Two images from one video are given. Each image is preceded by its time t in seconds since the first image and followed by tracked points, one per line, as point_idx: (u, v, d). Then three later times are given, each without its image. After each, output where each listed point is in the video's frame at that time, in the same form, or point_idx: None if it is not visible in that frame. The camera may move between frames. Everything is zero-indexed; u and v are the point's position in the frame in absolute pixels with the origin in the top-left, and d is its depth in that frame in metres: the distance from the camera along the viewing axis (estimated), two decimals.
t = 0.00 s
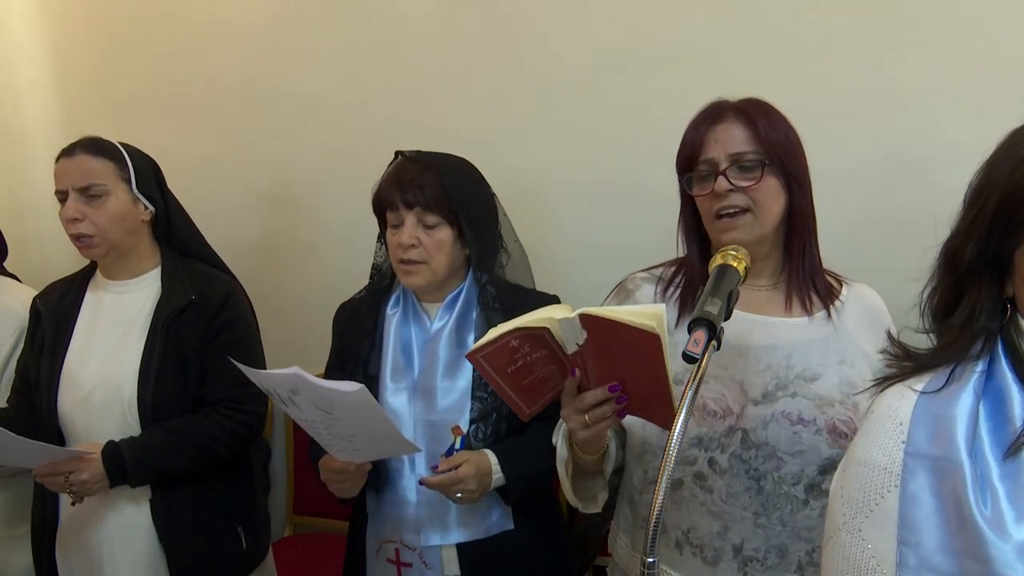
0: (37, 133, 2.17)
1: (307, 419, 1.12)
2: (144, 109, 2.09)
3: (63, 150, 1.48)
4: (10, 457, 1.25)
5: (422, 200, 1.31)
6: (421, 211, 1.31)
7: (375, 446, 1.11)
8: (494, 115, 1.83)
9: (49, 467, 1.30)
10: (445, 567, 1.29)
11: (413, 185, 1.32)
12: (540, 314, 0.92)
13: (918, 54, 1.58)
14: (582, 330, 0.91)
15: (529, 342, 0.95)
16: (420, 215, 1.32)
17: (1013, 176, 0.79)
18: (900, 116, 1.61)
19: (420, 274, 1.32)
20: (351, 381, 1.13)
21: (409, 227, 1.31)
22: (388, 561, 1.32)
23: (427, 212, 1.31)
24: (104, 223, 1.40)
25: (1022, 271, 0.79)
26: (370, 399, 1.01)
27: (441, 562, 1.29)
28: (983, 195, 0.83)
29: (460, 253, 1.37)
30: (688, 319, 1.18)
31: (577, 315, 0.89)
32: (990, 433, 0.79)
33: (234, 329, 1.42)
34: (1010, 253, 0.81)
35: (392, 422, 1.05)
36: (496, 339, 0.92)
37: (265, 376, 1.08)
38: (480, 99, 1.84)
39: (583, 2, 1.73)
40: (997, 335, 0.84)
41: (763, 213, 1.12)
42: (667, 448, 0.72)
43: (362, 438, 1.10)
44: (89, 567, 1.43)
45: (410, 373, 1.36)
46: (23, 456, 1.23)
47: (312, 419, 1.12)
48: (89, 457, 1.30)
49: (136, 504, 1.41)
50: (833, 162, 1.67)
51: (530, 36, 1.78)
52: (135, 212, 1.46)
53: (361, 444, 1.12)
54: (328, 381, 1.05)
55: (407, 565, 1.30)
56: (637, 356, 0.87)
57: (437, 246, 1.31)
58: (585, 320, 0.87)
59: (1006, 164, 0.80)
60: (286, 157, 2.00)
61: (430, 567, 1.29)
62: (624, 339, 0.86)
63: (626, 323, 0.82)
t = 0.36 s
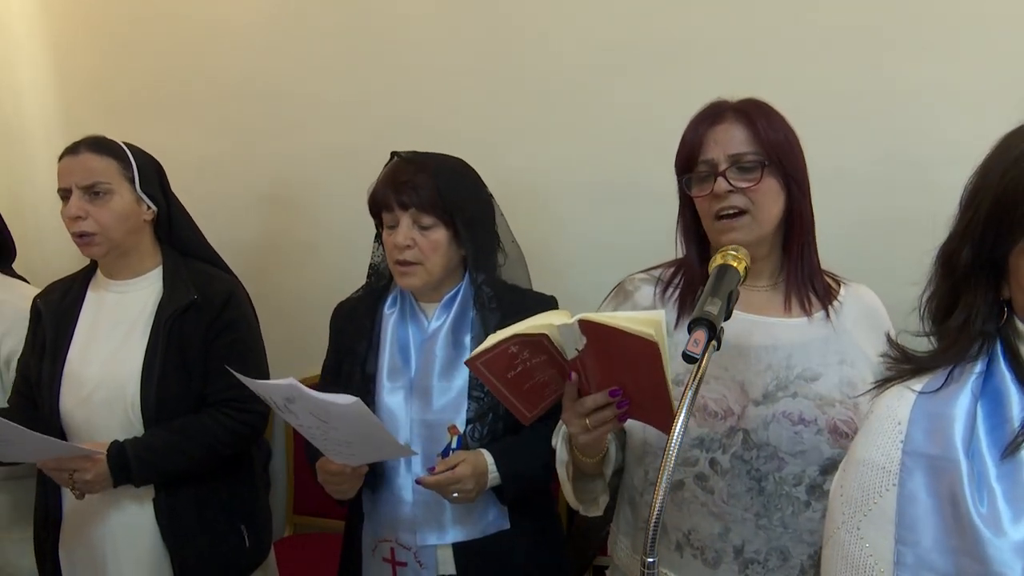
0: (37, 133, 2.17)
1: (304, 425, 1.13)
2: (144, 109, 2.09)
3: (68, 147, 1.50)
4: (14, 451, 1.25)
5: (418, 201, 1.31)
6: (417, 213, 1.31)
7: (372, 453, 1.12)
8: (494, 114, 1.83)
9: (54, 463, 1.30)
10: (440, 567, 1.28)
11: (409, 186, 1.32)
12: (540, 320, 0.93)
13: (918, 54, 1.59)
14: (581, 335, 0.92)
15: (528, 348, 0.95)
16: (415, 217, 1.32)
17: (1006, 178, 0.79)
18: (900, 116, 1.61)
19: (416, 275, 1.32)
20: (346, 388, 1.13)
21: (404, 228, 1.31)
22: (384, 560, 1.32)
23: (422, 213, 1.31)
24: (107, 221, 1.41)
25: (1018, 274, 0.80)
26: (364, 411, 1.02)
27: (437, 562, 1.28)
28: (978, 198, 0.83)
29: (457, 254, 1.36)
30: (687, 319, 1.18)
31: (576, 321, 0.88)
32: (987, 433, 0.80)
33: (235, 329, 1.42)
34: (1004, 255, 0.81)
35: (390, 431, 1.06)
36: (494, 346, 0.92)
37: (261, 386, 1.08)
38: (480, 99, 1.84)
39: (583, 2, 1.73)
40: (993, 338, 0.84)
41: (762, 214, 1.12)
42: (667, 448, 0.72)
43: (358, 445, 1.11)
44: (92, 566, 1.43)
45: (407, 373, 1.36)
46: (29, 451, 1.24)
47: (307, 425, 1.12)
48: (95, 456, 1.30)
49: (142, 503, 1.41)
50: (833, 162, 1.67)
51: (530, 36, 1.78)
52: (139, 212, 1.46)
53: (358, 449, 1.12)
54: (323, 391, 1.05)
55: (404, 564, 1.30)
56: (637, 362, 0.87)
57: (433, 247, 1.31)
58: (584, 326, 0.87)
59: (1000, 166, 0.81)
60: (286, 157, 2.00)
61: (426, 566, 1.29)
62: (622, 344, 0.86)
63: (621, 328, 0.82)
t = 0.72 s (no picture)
0: (37, 134, 2.17)
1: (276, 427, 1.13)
2: (144, 109, 2.09)
3: (79, 143, 1.49)
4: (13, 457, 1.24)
5: (395, 197, 1.32)
6: (394, 208, 1.32)
7: (338, 455, 1.14)
8: (494, 115, 1.83)
9: (59, 467, 1.30)
10: (422, 565, 1.28)
11: (387, 182, 1.33)
12: (546, 321, 0.92)
13: (918, 54, 1.59)
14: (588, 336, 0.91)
15: (533, 348, 0.94)
16: (393, 212, 1.32)
17: (1001, 182, 0.79)
18: (900, 116, 1.61)
19: (395, 271, 1.32)
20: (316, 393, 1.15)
21: (382, 224, 1.32)
22: (366, 557, 1.31)
23: (400, 208, 1.32)
24: (112, 220, 1.41)
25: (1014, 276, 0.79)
26: (337, 419, 1.04)
27: (418, 560, 1.28)
28: (973, 200, 0.83)
29: (438, 251, 1.36)
30: (687, 319, 1.18)
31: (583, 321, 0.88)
32: (985, 432, 0.80)
33: (236, 329, 1.43)
34: (1000, 258, 0.81)
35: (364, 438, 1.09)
36: (502, 345, 0.91)
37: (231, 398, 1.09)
38: (480, 99, 1.83)
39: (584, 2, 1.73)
40: (993, 340, 0.84)
41: (763, 214, 1.12)
42: (666, 448, 0.72)
43: (335, 448, 1.12)
44: (94, 566, 1.43)
45: (389, 370, 1.36)
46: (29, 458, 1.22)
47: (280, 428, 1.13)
48: (99, 463, 1.30)
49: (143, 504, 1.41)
50: (834, 163, 1.67)
51: (530, 36, 1.78)
52: (144, 213, 1.47)
53: (326, 452, 1.14)
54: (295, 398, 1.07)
55: (385, 562, 1.29)
56: (642, 362, 0.86)
57: (411, 242, 1.31)
58: (590, 326, 0.86)
59: (997, 168, 0.80)
60: (286, 157, 2.00)
61: (407, 564, 1.28)
62: (628, 346, 0.85)
63: (628, 331, 0.82)
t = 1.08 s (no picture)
0: (37, 133, 2.16)
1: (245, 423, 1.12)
2: (144, 109, 2.09)
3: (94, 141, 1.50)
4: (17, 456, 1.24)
5: (381, 193, 1.32)
6: (380, 205, 1.32)
7: (309, 452, 1.13)
8: (494, 115, 1.83)
9: (71, 472, 1.27)
10: (401, 564, 1.30)
11: (373, 179, 1.33)
12: (546, 317, 0.92)
13: (918, 54, 1.59)
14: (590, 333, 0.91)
15: (534, 344, 0.94)
16: (378, 208, 1.33)
17: (997, 184, 0.79)
18: (899, 116, 1.61)
19: (380, 268, 1.32)
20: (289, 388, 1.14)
21: (367, 220, 1.32)
22: (349, 553, 1.35)
23: (385, 205, 1.32)
24: (120, 222, 1.42)
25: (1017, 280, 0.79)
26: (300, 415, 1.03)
27: (397, 557, 1.30)
28: (973, 201, 0.83)
29: (422, 249, 1.35)
30: (687, 319, 1.17)
31: (584, 318, 0.88)
32: (985, 432, 0.80)
33: (238, 329, 1.42)
34: (1001, 260, 0.81)
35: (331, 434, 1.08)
36: (504, 339, 0.91)
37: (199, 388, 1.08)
38: (480, 99, 1.83)
39: (583, 2, 1.73)
40: (997, 338, 0.84)
41: (763, 215, 1.12)
42: (667, 448, 0.72)
43: (303, 445, 1.11)
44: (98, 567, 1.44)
45: (373, 367, 1.36)
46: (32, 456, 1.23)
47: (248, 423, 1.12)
48: (111, 466, 1.28)
49: (145, 505, 1.42)
50: (834, 163, 1.67)
51: (530, 36, 1.78)
52: (152, 218, 1.47)
53: (297, 448, 1.13)
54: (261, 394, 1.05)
55: (367, 558, 1.32)
56: (644, 359, 0.86)
57: (396, 240, 1.31)
58: (592, 323, 0.86)
59: (997, 171, 0.80)
60: (286, 156, 2.00)
61: (387, 562, 1.31)
62: (631, 343, 0.85)
63: (632, 327, 0.82)
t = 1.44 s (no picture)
0: (37, 133, 2.16)
1: (244, 426, 1.10)
2: (143, 109, 2.09)
3: (112, 142, 1.51)
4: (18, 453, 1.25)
5: (381, 189, 1.33)
6: (380, 201, 1.33)
7: (313, 448, 1.11)
8: (494, 115, 1.83)
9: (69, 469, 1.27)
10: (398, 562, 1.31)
11: (375, 175, 1.34)
12: (551, 312, 0.91)
13: (917, 55, 1.59)
14: (594, 327, 0.89)
15: (538, 340, 0.93)
16: (378, 205, 1.33)
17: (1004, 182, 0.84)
18: (899, 117, 1.62)
19: (378, 262, 1.32)
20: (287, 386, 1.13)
21: (367, 216, 1.33)
22: (345, 551, 1.36)
23: (386, 202, 1.33)
24: (131, 225, 1.42)
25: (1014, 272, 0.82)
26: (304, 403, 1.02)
27: (394, 554, 1.31)
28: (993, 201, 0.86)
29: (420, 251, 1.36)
30: (688, 319, 1.18)
31: (589, 313, 0.88)
32: (986, 428, 0.81)
33: (241, 331, 1.41)
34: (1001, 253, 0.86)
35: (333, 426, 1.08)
36: (508, 335, 0.91)
37: (195, 383, 1.07)
38: (481, 99, 1.84)
39: (583, 2, 1.73)
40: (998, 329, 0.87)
41: (764, 216, 1.12)
42: (667, 447, 0.72)
43: (304, 441, 1.10)
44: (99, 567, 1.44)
45: (365, 364, 1.37)
46: (32, 453, 1.23)
47: (247, 425, 1.10)
48: (110, 458, 1.29)
49: (146, 502, 1.43)
50: (834, 163, 1.67)
51: (530, 36, 1.78)
52: (164, 222, 1.48)
53: (298, 446, 1.11)
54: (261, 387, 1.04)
55: (364, 556, 1.34)
56: (650, 355, 0.87)
57: (395, 236, 1.32)
58: (597, 318, 0.86)
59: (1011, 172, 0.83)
60: (286, 156, 2.00)
61: (384, 559, 1.32)
62: (635, 338, 0.86)
63: (638, 321, 0.82)
